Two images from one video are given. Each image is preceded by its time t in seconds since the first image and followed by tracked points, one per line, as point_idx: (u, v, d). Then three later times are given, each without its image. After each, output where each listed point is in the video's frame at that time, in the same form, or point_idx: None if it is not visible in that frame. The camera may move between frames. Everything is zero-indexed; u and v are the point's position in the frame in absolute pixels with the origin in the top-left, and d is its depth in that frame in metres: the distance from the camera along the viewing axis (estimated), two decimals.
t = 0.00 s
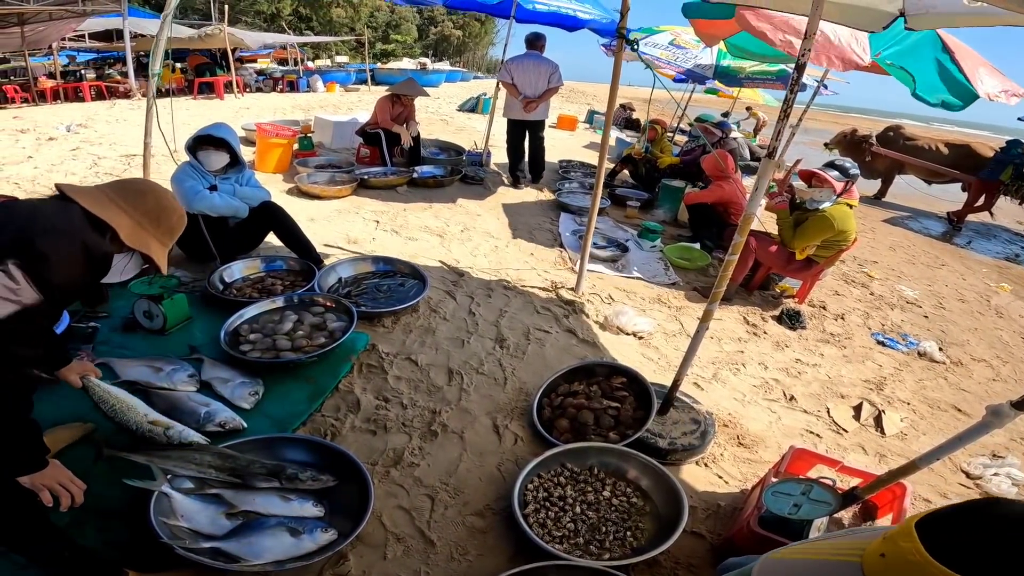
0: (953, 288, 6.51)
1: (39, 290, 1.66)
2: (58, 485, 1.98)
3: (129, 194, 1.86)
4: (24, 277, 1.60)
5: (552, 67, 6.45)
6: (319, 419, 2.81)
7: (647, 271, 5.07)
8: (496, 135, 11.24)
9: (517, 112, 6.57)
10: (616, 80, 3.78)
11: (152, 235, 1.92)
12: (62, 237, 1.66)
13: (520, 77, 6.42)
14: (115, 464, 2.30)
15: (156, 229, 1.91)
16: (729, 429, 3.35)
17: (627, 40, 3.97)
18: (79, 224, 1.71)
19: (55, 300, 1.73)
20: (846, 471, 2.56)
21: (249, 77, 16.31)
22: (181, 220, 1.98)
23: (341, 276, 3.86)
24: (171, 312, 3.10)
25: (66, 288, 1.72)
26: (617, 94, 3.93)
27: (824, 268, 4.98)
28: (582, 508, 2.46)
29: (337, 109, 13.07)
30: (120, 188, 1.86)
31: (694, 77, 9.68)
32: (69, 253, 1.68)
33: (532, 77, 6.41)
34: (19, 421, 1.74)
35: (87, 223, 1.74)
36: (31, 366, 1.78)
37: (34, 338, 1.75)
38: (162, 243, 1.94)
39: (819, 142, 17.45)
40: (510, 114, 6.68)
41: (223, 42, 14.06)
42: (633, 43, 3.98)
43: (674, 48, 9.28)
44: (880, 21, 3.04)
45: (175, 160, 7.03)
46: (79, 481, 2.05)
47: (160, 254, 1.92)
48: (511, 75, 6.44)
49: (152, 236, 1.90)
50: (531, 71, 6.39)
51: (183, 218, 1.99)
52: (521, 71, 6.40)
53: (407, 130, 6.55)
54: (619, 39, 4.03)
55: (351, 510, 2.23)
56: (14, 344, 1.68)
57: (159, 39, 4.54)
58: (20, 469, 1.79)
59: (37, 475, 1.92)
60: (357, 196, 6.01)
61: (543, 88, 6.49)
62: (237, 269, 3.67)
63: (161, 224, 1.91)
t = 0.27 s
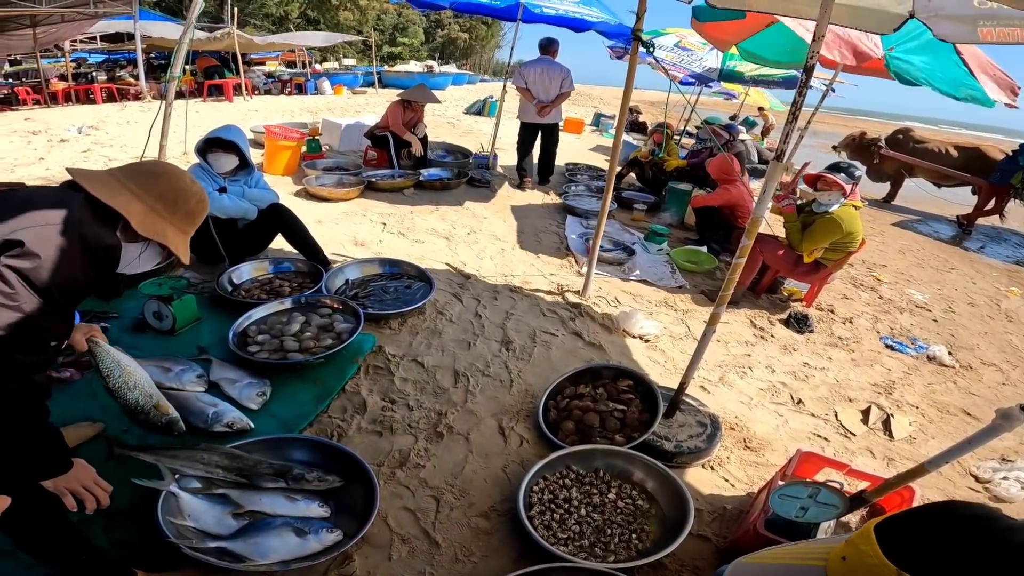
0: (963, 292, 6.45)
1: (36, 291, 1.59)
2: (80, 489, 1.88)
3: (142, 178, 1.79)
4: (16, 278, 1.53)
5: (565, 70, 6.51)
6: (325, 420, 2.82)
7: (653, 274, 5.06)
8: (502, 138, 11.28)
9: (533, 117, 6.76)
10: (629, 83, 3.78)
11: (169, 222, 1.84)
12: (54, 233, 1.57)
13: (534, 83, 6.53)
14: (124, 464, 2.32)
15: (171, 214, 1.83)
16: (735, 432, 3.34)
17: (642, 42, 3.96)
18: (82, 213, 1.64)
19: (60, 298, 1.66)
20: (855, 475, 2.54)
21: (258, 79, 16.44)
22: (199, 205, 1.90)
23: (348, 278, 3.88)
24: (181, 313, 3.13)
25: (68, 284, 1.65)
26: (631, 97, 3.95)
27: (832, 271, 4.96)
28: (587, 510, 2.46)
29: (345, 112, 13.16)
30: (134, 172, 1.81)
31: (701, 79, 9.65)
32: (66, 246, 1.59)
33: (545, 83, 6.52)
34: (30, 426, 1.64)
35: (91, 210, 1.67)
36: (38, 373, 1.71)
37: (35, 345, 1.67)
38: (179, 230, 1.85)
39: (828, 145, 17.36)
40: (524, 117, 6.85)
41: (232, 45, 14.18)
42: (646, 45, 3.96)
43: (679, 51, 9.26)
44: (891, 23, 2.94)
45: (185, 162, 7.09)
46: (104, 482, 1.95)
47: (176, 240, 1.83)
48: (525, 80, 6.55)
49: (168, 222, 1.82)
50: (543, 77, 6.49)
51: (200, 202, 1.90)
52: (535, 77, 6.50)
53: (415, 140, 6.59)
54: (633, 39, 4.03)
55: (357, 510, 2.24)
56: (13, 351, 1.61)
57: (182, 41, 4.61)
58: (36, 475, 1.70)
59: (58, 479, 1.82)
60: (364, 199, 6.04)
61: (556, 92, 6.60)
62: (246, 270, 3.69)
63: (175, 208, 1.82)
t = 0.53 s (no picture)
0: (977, 298, 6.37)
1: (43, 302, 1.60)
2: (95, 492, 1.90)
3: (166, 183, 1.75)
4: (21, 287, 1.54)
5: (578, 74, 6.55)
6: (332, 423, 2.83)
7: (662, 279, 5.04)
8: (511, 141, 11.31)
9: (546, 120, 6.81)
10: (636, 87, 3.78)
11: (192, 228, 1.80)
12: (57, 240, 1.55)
13: (547, 85, 6.59)
14: (134, 465, 2.34)
15: (193, 223, 1.78)
16: (744, 438, 3.31)
17: (650, 46, 3.96)
18: (94, 219, 1.61)
19: (70, 306, 1.67)
20: (864, 480, 2.47)
21: (270, 83, 16.62)
22: (224, 211, 1.84)
23: (357, 281, 3.90)
24: (191, 315, 3.16)
25: (76, 293, 1.65)
26: (638, 100, 3.93)
27: (843, 277, 4.92)
28: (592, 515, 2.45)
29: (355, 116, 13.26)
30: (159, 176, 1.76)
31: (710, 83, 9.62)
32: (70, 253, 1.57)
33: (557, 85, 6.56)
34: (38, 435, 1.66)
35: (108, 216, 1.64)
36: (49, 382, 1.72)
37: (49, 355, 1.69)
38: (203, 237, 1.81)
39: (840, 150, 17.23)
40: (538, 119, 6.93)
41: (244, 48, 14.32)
42: (655, 50, 3.96)
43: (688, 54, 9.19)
44: (900, 26, 2.94)
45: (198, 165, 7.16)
46: (119, 486, 1.97)
47: (199, 250, 1.79)
48: (538, 83, 6.63)
49: (190, 230, 1.77)
50: (557, 80, 6.54)
51: (225, 209, 1.83)
52: (548, 80, 6.56)
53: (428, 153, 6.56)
54: (642, 44, 4.03)
55: (362, 513, 2.24)
56: (26, 363, 1.63)
57: (203, 48, 4.67)
58: (51, 477, 1.73)
59: (74, 481, 1.84)
60: (373, 202, 6.07)
61: (569, 95, 6.63)
62: (256, 273, 3.73)
63: (198, 216, 1.77)
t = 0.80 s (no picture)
0: (985, 302, 6.32)
1: (60, 299, 1.56)
2: (99, 493, 1.86)
3: (188, 208, 1.82)
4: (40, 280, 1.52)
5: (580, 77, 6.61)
6: (335, 424, 2.83)
7: (666, 281, 5.03)
8: (516, 143, 11.32)
9: (548, 121, 6.88)
10: (640, 89, 3.79)
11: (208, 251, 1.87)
12: (78, 239, 1.57)
13: (549, 87, 6.69)
14: (136, 466, 2.35)
15: (211, 246, 1.85)
16: (748, 442, 3.29)
17: (654, 48, 3.96)
18: (117, 231, 1.65)
19: (86, 307, 1.63)
20: (869, 484, 2.45)
21: (275, 85, 16.70)
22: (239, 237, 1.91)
23: (361, 283, 3.91)
24: (196, 316, 3.17)
25: (93, 294, 1.62)
26: (641, 102, 3.92)
27: (849, 280, 4.89)
28: (595, 518, 2.44)
29: (360, 117, 13.30)
30: (181, 200, 1.83)
31: (716, 84, 9.60)
32: (92, 255, 1.58)
33: (559, 87, 6.65)
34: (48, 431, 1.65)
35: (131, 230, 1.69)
36: (62, 381, 1.69)
37: (64, 353, 1.67)
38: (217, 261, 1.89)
39: (846, 152, 17.15)
40: (543, 122, 6.97)
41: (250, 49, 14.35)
42: (658, 52, 3.96)
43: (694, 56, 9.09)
44: (909, 26, 3.04)
45: (204, 167, 7.20)
46: (123, 487, 1.93)
47: (214, 273, 1.86)
48: (541, 86, 6.76)
49: (207, 253, 1.84)
50: (559, 82, 6.64)
51: (241, 234, 1.91)
52: (550, 82, 6.66)
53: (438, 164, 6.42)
54: (645, 45, 4.03)
55: (364, 514, 2.24)
56: (40, 359, 1.61)
57: (216, 48, 4.68)
58: (57, 475, 1.71)
59: (77, 481, 1.79)
60: (378, 204, 6.09)
61: (571, 96, 6.66)
62: (261, 274, 3.74)
63: (217, 242, 1.84)
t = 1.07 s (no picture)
0: (992, 305, 6.26)
1: (88, 305, 1.58)
2: (99, 487, 1.85)
3: (200, 230, 1.90)
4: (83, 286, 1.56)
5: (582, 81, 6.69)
6: (338, 427, 2.83)
7: (671, 285, 5.01)
8: (520, 146, 11.32)
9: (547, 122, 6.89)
10: (643, 92, 3.78)
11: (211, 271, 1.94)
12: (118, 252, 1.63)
13: (549, 89, 6.79)
14: (138, 469, 2.35)
15: (217, 266, 1.94)
16: (753, 446, 3.27)
17: (656, 51, 3.96)
18: (140, 251, 1.71)
19: (108, 317, 1.65)
20: (873, 488, 2.43)
21: (280, 87, 16.77)
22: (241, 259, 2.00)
23: (364, 285, 3.91)
24: (200, 318, 3.18)
25: (120, 306, 1.65)
26: (642, 105, 3.90)
27: (856, 284, 4.87)
28: (597, 522, 2.43)
29: (364, 119, 13.31)
30: (193, 222, 1.90)
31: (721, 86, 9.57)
32: (125, 268, 1.64)
33: (558, 89, 6.71)
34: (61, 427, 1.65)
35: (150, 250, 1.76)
36: (73, 377, 1.65)
37: (77, 351, 1.62)
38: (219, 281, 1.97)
39: (853, 154, 17.06)
40: (546, 125, 7.06)
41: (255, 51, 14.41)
42: (661, 54, 3.96)
43: (701, 59, 9.03)
44: (915, 31, 2.91)
45: (209, 168, 7.22)
46: (124, 481, 1.92)
47: (215, 293, 1.94)
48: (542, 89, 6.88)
49: (212, 272, 1.93)
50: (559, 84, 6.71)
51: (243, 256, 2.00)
52: (550, 84, 6.76)
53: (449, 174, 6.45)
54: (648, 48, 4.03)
55: (366, 518, 2.23)
56: (54, 353, 1.56)
57: (223, 50, 4.70)
58: (61, 466, 1.69)
59: (80, 474, 1.79)
60: (382, 206, 6.10)
61: (570, 99, 6.69)
62: (264, 277, 3.75)
63: (223, 263, 1.93)
